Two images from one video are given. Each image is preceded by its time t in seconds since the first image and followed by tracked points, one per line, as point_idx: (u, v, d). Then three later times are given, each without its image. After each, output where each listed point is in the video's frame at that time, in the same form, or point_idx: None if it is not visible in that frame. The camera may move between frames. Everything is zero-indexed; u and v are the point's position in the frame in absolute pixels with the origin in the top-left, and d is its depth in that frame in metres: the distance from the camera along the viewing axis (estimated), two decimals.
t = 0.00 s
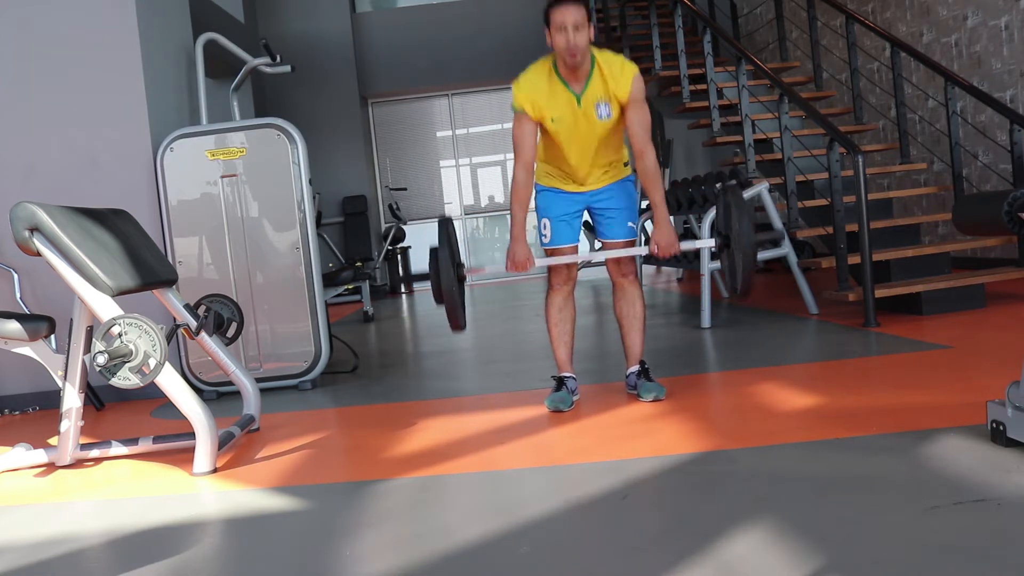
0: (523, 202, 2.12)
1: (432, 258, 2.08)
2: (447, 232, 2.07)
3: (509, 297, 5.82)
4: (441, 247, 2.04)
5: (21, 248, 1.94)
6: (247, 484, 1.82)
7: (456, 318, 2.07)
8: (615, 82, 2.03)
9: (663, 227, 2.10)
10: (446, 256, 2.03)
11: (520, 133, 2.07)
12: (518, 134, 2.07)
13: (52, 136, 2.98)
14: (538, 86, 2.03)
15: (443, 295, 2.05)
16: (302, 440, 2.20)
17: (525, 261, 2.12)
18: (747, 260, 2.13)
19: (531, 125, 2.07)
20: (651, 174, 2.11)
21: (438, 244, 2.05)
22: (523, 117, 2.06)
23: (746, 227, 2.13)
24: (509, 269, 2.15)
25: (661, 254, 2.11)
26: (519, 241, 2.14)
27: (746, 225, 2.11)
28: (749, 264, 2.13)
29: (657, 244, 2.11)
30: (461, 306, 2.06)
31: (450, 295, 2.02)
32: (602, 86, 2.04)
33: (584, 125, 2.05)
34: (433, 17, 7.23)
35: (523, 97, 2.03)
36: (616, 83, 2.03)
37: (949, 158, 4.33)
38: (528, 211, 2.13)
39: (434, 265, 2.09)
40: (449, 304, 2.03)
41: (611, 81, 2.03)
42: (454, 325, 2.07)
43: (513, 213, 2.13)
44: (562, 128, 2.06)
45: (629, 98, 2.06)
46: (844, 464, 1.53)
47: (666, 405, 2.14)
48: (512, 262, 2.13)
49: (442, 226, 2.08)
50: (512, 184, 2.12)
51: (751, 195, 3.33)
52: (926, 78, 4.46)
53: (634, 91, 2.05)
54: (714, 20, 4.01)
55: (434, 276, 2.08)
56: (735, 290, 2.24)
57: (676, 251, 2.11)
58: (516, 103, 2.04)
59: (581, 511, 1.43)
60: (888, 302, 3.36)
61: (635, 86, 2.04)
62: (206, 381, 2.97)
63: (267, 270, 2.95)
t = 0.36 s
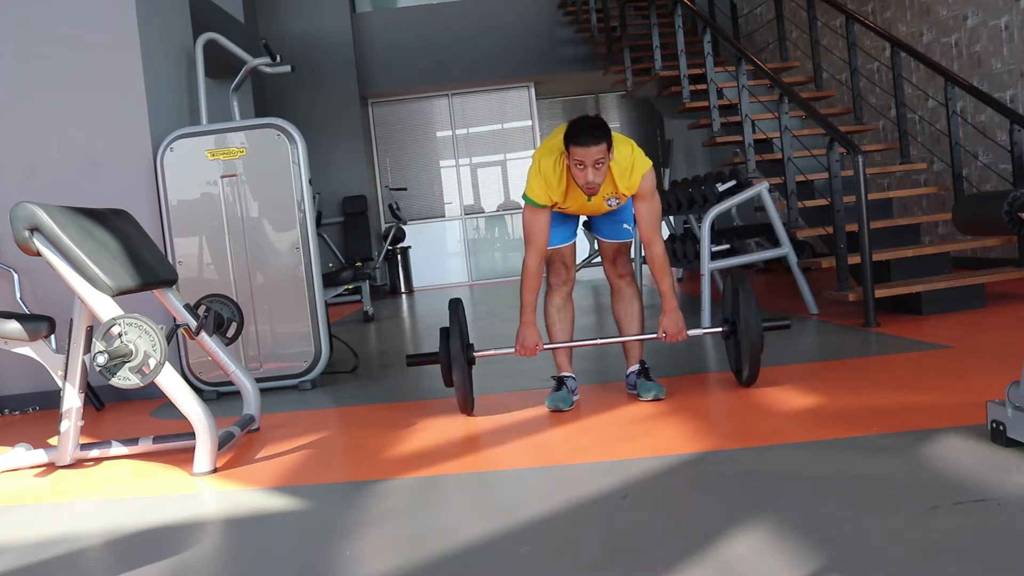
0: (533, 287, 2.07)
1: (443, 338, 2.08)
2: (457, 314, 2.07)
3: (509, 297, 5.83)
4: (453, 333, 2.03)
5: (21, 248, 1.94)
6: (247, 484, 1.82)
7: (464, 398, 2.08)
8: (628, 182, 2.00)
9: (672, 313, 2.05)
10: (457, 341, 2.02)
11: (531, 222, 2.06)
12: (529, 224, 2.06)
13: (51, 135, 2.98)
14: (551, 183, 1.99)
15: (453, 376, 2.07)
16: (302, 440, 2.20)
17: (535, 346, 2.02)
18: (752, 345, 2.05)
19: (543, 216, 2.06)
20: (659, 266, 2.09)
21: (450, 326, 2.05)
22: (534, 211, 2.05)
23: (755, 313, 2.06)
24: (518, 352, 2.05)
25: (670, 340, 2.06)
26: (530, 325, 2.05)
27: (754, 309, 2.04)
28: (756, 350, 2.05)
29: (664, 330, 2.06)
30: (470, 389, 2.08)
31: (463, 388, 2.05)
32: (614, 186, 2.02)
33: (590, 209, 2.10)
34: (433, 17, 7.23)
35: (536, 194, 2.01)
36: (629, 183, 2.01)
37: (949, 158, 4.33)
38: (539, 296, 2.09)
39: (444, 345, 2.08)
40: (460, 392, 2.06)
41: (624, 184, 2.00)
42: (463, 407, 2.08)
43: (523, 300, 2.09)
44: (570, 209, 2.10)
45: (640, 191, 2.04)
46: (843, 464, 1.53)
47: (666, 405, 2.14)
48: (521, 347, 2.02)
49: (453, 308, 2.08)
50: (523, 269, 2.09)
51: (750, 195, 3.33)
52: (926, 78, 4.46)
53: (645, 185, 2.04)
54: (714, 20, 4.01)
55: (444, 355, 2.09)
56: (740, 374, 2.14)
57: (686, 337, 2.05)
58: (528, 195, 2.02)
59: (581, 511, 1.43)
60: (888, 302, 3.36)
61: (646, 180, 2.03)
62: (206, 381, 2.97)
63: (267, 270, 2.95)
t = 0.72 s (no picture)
0: (523, 188, 2.12)
1: (432, 248, 2.05)
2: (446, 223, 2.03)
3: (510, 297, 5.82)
4: (442, 240, 2.01)
5: (21, 248, 1.94)
6: (247, 484, 1.82)
7: (458, 306, 2.06)
8: (615, 62, 2.04)
9: (662, 209, 2.11)
10: (446, 248, 2.00)
11: (521, 119, 2.07)
12: (518, 122, 2.07)
13: (51, 135, 2.98)
14: (539, 72, 2.03)
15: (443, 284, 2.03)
16: (302, 440, 2.20)
17: (526, 250, 2.08)
18: (747, 240, 1.96)
19: (531, 111, 2.06)
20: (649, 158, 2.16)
21: (438, 235, 2.03)
22: (523, 106, 2.06)
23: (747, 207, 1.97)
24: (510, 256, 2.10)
25: (664, 236, 2.10)
26: (521, 228, 2.10)
27: (745, 200, 1.95)
28: (749, 244, 1.95)
29: (657, 228, 2.11)
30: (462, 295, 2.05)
31: (453, 287, 2.00)
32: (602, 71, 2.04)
33: (586, 112, 2.04)
34: (433, 17, 7.23)
35: (524, 84, 2.03)
36: (616, 65, 2.04)
37: (949, 158, 4.33)
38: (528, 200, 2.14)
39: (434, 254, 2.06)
40: (454, 296, 2.01)
41: (610, 67, 2.04)
42: (456, 315, 2.06)
43: (513, 201, 2.13)
44: (564, 116, 2.05)
45: (629, 83, 2.07)
46: (843, 464, 1.53)
47: (666, 405, 2.14)
48: (512, 250, 2.08)
49: (441, 217, 2.03)
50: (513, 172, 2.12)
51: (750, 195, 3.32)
52: (926, 78, 4.46)
53: (634, 76, 2.07)
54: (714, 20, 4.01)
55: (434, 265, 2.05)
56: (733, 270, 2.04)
57: (679, 232, 2.10)
58: (517, 90, 2.05)
59: (580, 511, 1.43)
60: (888, 302, 3.36)
61: (634, 70, 2.06)
62: (206, 381, 2.97)
63: (267, 270, 2.95)
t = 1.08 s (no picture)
0: (518, 135, 2.19)
1: (425, 196, 2.10)
2: (440, 170, 2.07)
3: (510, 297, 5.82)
4: (435, 183, 2.05)
5: (21, 248, 1.94)
6: (247, 484, 1.82)
7: (449, 255, 2.09)
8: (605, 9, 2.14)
9: (655, 159, 2.15)
10: (439, 190, 2.04)
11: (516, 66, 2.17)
12: (513, 69, 2.17)
13: (51, 135, 2.98)
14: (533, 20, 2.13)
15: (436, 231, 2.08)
16: (302, 440, 2.20)
17: (518, 198, 2.15)
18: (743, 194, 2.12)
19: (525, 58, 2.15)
20: (642, 112, 2.21)
21: (432, 180, 2.07)
22: (517, 52, 2.15)
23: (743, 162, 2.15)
24: (503, 204, 2.17)
25: (656, 187, 2.14)
26: (513, 175, 2.16)
27: (742, 156, 2.12)
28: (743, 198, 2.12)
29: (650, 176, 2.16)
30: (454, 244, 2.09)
31: (442, 232, 2.04)
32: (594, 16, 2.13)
33: (579, 49, 2.11)
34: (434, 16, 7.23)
35: (518, 29, 2.13)
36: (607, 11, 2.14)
37: (949, 157, 4.33)
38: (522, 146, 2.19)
39: (427, 203, 2.10)
40: (443, 242, 2.06)
41: (601, 12, 2.13)
42: (447, 263, 2.09)
43: (508, 147, 2.18)
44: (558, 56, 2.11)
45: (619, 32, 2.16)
46: (844, 464, 1.53)
47: (666, 405, 2.14)
48: (505, 198, 2.15)
49: (435, 164, 2.08)
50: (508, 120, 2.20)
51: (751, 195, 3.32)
52: (925, 78, 4.46)
53: (624, 25, 2.16)
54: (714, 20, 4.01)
55: (427, 215, 2.10)
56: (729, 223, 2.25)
57: (671, 184, 2.14)
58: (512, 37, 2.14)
59: (580, 511, 1.43)
60: (888, 301, 3.36)
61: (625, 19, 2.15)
62: (206, 381, 2.97)
63: (267, 270, 2.95)
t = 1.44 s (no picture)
0: (520, 168, 2.13)
1: (428, 229, 2.09)
2: (444, 202, 2.07)
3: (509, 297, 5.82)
4: (441, 216, 2.04)
5: (21, 248, 1.94)
6: (247, 484, 1.82)
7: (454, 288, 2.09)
8: (609, 43, 2.03)
9: (661, 194, 2.13)
10: (445, 223, 2.04)
11: (517, 99, 2.07)
12: (513, 100, 2.07)
13: (51, 135, 2.98)
14: (533, 52, 2.03)
15: (440, 263, 2.07)
16: (302, 440, 2.20)
17: (524, 230, 2.13)
18: (747, 227, 2.09)
19: (526, 92, 2.06)
20: (647, 141, 2.15)
21: (435, 213, 2.06)
22: (518, 85, 2.06)
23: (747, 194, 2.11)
24: (508, 237, 2.15)
25: (662, 221, 2.13)
26: (518, 210, 2.14)
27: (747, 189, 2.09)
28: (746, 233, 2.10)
29: (655, 211, 2.14)
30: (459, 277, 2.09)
31: (449, 266, 2.04)
32: (597, 49, 2.04)
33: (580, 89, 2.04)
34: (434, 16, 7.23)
35: (517, 62, 2.03)
36: (612, 44, 2.03)
37: (949, 158, 4.34)
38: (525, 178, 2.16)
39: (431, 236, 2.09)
40: (449, 276, 2.05)
41: (606, 46, 2.03)
42: (453, 297, 2.09)
43: (511, 181, 2.16)
44: (559, 95, 2.04)
45: (625, 64, 2.06)
46: (844, 464, 1.53)
47: (666, 405, 2.14)
48: (510, 231, 2.13)
49: (441, 195, 2.08)
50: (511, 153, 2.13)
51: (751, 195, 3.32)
52: (925, 78, 4.46)
53: (629, 56, 2.06)
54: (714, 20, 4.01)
55: (430, 246, 2.09)
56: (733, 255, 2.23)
57: (677, 219, 2.13)
58: (511, 70, 2.05)
59: (580, 511, 1.43)
60: (888, 301, 3.36)
61: (630, 51, 2.05)
62: (206, 381, 2.98)
63: (267, 270, 2.95)
